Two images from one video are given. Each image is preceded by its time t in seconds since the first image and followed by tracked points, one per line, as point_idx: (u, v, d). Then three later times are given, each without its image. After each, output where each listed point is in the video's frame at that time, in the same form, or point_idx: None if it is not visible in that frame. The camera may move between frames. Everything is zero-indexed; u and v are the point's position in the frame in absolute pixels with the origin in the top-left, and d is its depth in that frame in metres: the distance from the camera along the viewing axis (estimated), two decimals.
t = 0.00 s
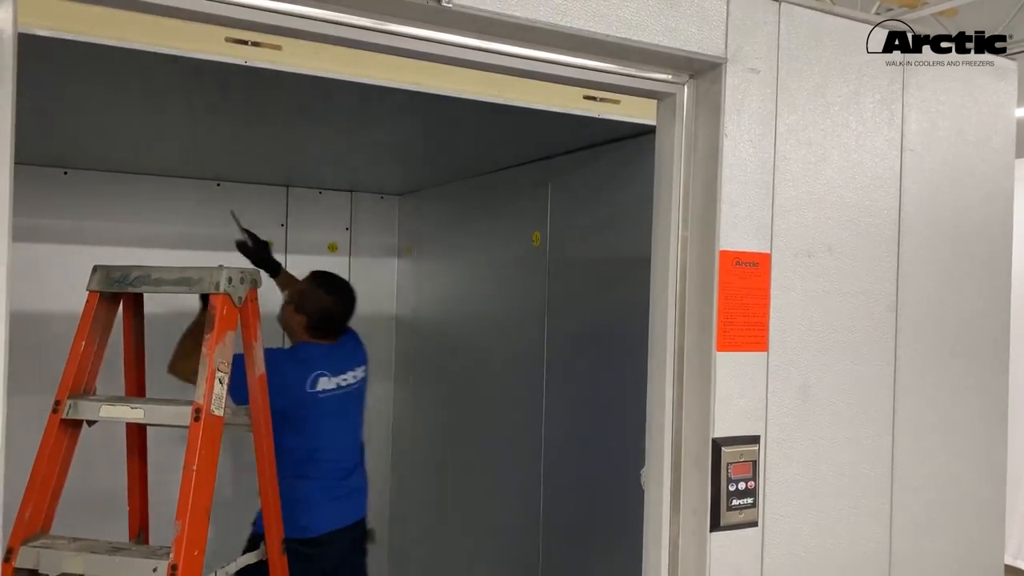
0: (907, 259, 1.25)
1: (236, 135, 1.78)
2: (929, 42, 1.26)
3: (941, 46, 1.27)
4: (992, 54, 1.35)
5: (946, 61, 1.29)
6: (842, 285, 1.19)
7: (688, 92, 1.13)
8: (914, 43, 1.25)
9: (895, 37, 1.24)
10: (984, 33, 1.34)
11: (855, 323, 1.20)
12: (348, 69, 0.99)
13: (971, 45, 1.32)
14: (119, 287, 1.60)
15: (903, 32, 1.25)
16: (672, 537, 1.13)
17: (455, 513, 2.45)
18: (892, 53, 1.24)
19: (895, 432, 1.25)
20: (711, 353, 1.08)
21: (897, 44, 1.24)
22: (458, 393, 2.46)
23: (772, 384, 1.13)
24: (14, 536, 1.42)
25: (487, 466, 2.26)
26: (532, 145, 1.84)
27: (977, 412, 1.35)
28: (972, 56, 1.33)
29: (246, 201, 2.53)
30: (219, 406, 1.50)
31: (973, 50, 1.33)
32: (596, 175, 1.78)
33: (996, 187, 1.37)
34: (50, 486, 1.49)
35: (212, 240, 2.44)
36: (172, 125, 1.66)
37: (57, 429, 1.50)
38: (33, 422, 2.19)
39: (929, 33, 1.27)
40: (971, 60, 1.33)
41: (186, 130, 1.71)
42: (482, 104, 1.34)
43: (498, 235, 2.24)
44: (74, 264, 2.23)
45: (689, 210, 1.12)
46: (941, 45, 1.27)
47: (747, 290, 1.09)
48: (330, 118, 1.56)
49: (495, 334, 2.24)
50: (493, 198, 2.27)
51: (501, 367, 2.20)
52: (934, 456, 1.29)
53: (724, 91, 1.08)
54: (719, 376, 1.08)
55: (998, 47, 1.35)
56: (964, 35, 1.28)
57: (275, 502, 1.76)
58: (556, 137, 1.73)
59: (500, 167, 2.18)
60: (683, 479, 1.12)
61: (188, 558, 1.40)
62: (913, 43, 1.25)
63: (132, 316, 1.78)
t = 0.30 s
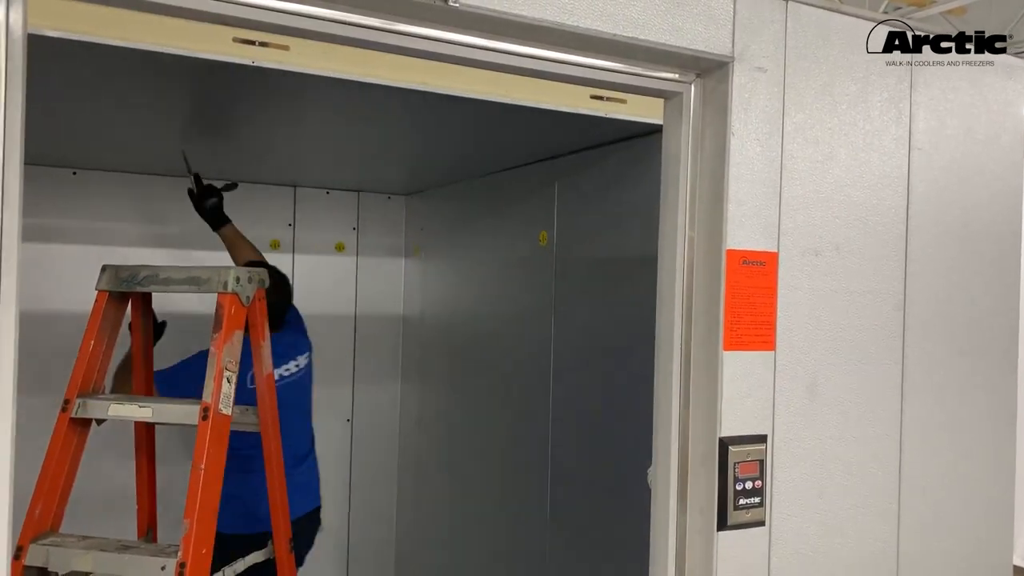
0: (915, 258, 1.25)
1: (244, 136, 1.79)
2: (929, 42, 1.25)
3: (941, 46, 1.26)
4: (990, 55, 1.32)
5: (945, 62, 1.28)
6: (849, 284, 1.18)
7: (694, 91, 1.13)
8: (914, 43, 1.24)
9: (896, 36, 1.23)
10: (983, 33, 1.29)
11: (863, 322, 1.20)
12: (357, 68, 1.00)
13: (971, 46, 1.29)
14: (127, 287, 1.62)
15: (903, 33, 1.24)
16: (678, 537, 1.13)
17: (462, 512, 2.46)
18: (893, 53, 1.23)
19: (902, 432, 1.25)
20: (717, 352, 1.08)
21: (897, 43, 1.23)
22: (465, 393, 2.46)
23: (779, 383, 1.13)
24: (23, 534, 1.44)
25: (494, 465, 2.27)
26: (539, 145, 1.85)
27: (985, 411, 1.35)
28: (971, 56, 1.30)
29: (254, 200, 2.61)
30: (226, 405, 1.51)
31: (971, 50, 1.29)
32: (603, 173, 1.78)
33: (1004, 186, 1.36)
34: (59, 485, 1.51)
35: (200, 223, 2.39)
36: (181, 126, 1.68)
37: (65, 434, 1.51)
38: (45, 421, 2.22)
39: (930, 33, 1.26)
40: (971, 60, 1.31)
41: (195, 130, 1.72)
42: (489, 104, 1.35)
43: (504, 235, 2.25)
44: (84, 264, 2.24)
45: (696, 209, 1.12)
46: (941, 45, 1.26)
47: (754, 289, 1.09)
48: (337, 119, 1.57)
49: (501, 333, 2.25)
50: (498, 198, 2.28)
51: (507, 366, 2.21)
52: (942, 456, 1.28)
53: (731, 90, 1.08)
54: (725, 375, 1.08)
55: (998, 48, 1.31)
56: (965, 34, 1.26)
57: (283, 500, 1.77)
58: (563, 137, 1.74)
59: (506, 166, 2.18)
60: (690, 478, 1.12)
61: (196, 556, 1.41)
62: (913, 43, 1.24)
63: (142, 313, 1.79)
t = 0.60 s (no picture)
0: (930, 256, 1.24)
1: (258, 137, 1.81)
2: (928, 42, 1.23)
3: (941, 46, 1.23)
4: (991, 55, 1.29)
5: (945, 62, 1.25)
6: (864, 281, 1.18)
7: (708, 90, 1.13)
8: (914, 43, 1.22)
9: (895, 36, 1.20)
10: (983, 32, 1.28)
11: (877, 320, 1.19)
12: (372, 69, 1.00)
13: (972, 45, 1.27)
14: (143, 286, 1.63)
15: (903, 33, 1.21)
16: (691, 536, 1.12)
17: (475, 511, 2.46)
18: (892, 54, 1.20)
19: (917, 431, 1.24)
20: (731, 350, 1.08)
21: (897, 44, 1.20)
22: (478, 392, 2.46)
23: (793, 382, 1.12)
24: (40, 531, 1.45)
25: (507, 464, 2.27)
26: (552, 144, 1.85)
27: (1002, 411, 1.34)
28: (971, 56, 1.27)
29: (269, 200, 2.63)
30: (241, 403, 1.52)
31: (971, 50, 1.27)
32: (616, 172, 1.78)
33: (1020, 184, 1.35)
34: (75, 483, 1.53)
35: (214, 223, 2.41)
36: (195, 126, 1.69)
37: (81, 431, 1.52)
38: (62, 419, 2.24)
39: (929, 33, 1.24)
40: (971, 60, 1.27)
41: (209, 130, 1.73)
42: (501, 103, 1.35)
43: (516, 234, 2.25)
44: (99, 264, 2.26)
45: (709, 208, 1.12)
46: (941, 45, 1.23)
47: (767, 287, 1.09)
48: (350, 118, 1.58)
49: (514, 332, 2.25)
50: (511, 197, 2.28)
51: (519, 366, 2.21)
52: (958, 455, 1.28)
53: (745, 88, 1.08)
54: (739, 374, 1.07)
55: (999, 47, 1.28)
56: (965, 34, 1.24)
57: (297, 499, 1.78)
58: (576, 136, 1.74)
59: (519, 165, 2.18)
60: (703, 477, 1.12)
61: (210, 553, 1.42)
62: (912, 43, 1.22)
63: (158, 313, 1.80)
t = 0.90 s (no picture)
0: (951, 252, 1.22)
1: (274, 136, 1.81)
2: (928, 42, 1.19)
3: (941, 47, 1.20)
4: (991, 54, 1.25)
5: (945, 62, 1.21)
6: (884, 277, 1.16)
7: (725, 84, 1.12)
8: (913, 44, 1.18)
9: (895, 37, 1.17)
10: (983, 32, 1.25)
11: (898, 317, 1.18)
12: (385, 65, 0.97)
13: (971, 45, 1.24)
14: (160, 283, 1.63)
15: (903, 33, 1.18)
16: (707, 536, 1.11)
17: (491, 510, 2.46)
18: (892, 54, 1.17)
19: (939, 430, 1.22)
20: (749, 347, 1.06)
21: (897, 44, 1.17)
22: (493, 391, 2.46)
23: (812, 380, 1.11)
24: (58, 527, 1.46)
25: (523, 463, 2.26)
26: (568, 142, 1.84)
27: None
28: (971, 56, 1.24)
29: (286, 200, 2.64)
30: (257, 400, 1.53)
31: (972, 50, 1.24)
32: (632, 168, 1.77)
33: None
34: (92, 480, 1.53)
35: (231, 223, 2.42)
36: (211, 125, 1.70)
37: (99, 429, 1.53)
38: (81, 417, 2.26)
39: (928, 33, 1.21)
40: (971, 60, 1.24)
41: (225, 129, 1.74)
42: (516, 100, 1.34)
43: (532, 233, 2.24)
44: (117, 263, 2.28)
45: (727, 204, 1.11)
46: (940, 45, 1.20)
47: (786, 283, 1.08)
48: (365, 117, 1.58)
49: (529, 331, 2.24)
50: (526, 196, 2.28)
51: (535, 364, 2.21)
52: (980, 453, 1.26)
53: (763, 82, 1.07)
54: (757, 371, 1.06)
55: (999, 47, 1.25)
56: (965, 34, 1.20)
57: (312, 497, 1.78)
58: (592, 133, 1.73)
59: (535, 164, 2.18)
60: (719, 476, 1.11)
61: (226, 550, 1.42)
62: (912, 42, 1.18)
63: (175, 310, 1.80)
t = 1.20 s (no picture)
0: (975, 250, 1.19)
1: (291, 135, 1.81)
2: (928, 42, 1.15)
3: (942, 47, 1.16)
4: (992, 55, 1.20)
5: (946, 62, 1.17)
6: (905, 276, 1.13)
7: (742, 78, 1.10)
8: (914, 43, 1.14)
9: (895, 36, 1.12)
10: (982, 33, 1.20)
11: (920, 316, 1.15)
12: (404, 63, 0.96)
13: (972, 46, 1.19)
14: (177, 282, 1.63)
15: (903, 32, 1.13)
16: (723, 539, 1.09)
17: (509, 510, 2.44)
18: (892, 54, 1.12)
19: (963, 431, 1.19)
20: (766, 347, 1.04)
21: (897, 44, 1.12)
22: (512, 391, 2.44)
23: (831, 380, 1.08)
24: (76, 525, 1.47)
25: (541, 463, 2.24)
26: (587, 139, 1.82)
27: None
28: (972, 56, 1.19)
29: (305, 200, 2.64)
30: (273, 399, 1.52)
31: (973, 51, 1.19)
32: (651, 166, 1.75)
33: None
34: (110, 479, 1.54)
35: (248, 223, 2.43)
36: (228, 125, 1.70)
37: (116, 427, 1.54)
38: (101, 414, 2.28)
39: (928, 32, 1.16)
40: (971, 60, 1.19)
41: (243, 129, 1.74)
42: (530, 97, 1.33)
43: (551, 232, 2.22)
44: (137, 262, 2.31)
45: (743, 201, 1.09)
46: (941, 45, 1.16)
47: (804, 282, 1.06)
48: (380, 116, 1.57)
49: (549, 329, 2.22)
50: (545, 195, 2.26)
51: (553, 363, 2.19)
52: (1007, 456, 1.22)
53: (780, 76, 1.05)
54: (775, 371, 1.04)
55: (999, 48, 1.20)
56: (965, 34, 1.16)
57: (328, 496, 1.77)
58: (610, 131, 1.71)
59: (554, 163, 2.16)
60: (735, 477, 1.09)
61: (241, 549, 1.42)
62: (912, 42, 1.13)
63: (192, 309, 1.81)
